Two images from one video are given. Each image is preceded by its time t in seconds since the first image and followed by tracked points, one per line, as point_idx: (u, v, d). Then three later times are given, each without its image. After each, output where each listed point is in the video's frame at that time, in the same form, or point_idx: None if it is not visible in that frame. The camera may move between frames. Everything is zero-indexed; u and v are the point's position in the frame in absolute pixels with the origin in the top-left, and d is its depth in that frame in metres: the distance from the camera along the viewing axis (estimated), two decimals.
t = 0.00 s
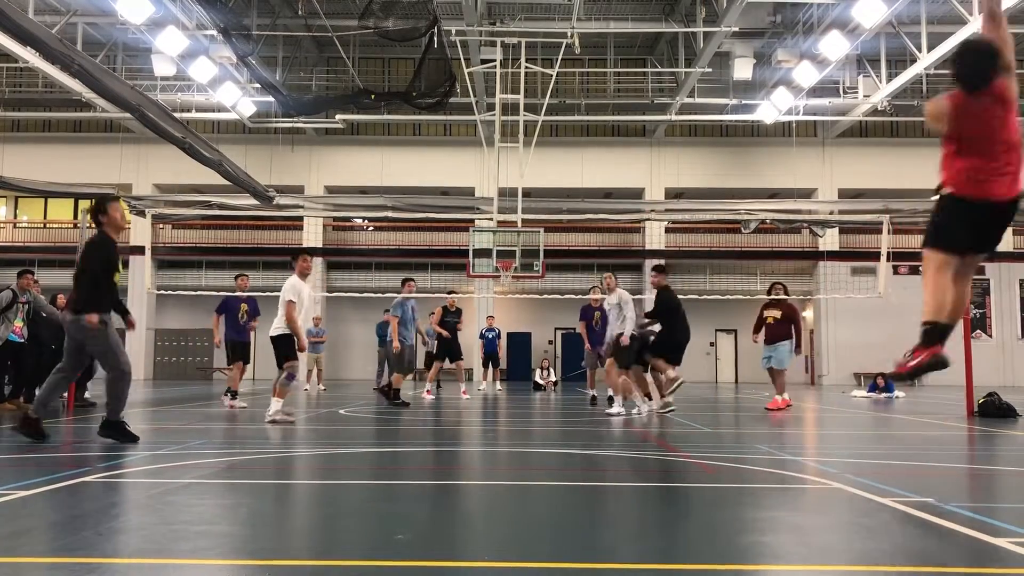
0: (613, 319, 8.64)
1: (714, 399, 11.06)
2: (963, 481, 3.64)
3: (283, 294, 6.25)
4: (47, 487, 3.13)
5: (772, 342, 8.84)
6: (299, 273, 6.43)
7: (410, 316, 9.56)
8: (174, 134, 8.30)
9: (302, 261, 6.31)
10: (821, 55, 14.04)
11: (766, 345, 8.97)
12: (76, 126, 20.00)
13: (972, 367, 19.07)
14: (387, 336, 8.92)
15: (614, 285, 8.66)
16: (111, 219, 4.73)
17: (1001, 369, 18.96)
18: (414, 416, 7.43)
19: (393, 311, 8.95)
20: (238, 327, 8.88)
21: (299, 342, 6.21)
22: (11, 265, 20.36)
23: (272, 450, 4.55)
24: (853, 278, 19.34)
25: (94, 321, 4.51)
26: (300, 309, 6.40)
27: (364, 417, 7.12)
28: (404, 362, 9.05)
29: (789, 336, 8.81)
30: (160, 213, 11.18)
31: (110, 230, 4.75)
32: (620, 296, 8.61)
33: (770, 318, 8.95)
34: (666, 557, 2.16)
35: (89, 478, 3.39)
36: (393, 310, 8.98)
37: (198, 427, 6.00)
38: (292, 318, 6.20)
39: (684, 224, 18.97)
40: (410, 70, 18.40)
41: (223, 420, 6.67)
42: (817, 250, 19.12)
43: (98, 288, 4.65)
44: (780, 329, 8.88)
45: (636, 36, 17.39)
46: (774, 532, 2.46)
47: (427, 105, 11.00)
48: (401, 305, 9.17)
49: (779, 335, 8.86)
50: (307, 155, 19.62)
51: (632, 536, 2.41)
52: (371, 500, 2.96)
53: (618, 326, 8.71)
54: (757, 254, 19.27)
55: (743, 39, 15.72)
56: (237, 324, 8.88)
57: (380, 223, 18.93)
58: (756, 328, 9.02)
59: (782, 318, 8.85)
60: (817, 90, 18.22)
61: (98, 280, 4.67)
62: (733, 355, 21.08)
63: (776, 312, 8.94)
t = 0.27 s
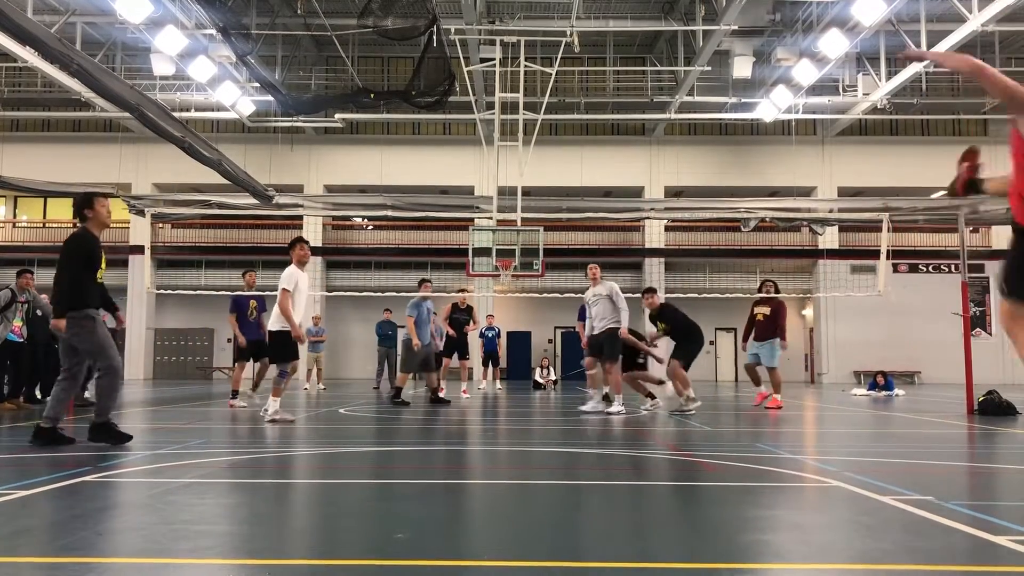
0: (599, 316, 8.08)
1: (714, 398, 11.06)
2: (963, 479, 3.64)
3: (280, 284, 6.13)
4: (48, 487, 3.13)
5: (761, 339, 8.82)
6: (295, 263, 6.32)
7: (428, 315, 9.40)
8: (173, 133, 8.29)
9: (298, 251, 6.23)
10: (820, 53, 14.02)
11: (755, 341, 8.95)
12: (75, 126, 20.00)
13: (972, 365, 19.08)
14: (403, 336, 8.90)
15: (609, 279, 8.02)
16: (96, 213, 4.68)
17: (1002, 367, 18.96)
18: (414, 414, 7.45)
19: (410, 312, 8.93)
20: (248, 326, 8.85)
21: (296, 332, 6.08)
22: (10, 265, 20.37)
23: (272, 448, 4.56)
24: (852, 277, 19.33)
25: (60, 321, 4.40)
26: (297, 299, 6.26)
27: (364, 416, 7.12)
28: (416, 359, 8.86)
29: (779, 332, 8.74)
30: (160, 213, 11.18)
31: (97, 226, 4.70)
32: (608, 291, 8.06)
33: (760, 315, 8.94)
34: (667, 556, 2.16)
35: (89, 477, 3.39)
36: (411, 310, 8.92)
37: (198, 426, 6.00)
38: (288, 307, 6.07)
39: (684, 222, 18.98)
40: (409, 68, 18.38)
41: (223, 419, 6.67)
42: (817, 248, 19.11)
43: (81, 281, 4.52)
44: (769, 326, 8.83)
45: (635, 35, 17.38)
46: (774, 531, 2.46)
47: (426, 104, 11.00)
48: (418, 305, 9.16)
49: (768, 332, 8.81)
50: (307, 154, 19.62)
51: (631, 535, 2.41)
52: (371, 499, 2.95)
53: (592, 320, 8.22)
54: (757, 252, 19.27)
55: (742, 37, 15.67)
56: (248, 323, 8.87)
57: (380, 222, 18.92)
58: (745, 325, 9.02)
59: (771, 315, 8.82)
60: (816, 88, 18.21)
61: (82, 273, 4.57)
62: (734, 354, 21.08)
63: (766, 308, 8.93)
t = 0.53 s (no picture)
0: (576, 317, 7.86)
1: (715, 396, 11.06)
2: (963, 478, 3.64)
3: (281, 283, 6.09)
4: (48, 487, 3.13)
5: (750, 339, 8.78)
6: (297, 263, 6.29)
7: (442, 312, 9.57)
8: (173, 134, 8.29)
9: (301, 251, 6.21)
10: (819, 51, 14.01)
11: (743, 341, 8.92)
12: (75, 126, 20.00)
13: (973, 363, 19.07)
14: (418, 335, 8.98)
15: (592, 283, 7.73)
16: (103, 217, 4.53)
17: (1002, 365, 18.96)
18: (414, 414, 7.45)
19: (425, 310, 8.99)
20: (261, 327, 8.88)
21: (302, 329, 6.01)
22: (10, 266, 20.36)
23: (272, 448, 4.56)
24: (852, 275, 19.33)
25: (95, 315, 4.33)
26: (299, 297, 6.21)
27: (364, 416, 7.13)
28: (428, 356, 9.08)
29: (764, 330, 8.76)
30: (160, 213, 11.18)
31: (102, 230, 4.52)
32: (587, 291, 7.77)
33: (747, 315, 8.89)
34: (667, 556, 2.16)
35: (89, 478, 3.39)
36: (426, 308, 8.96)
37: (199, 426, 6.00)
38: (291, 306, 6.02)
39: (684, 221, 18.98)
40: (408, 68, 18.38)
41: (223, 419, 6.68)
42: (817, 247, 19.11)
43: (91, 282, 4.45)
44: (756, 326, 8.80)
45: (634, 34, 17.39)
46: (775, 530, 2.46)
47: (426, 104, 11.00)
48: (432, 303, 9.22)
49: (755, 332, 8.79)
50: (306, 154, 19.62)
51: (632, 535, 2.40)
52: (372, 499, 2.95)
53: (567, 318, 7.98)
54: (757, 251, 19.27)
55: (742, 35, 15.65)
56: (260, 325, 8.91)
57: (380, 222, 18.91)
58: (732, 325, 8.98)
59: (759, 315, 8.80)
60: (816, 87, 18.21)
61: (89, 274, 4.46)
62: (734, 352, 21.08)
63: (752, 308, 8.91)
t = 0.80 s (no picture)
0: (553, 313, 7.75)
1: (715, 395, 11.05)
2: (964, 477, 3.63)
3: (291, 284, 6.09)
4: (49, 488, 3.13)
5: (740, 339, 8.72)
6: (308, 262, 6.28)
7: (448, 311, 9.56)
8: (174, 134, 8.29)
9: (312, 251, 6.18)
10: (819, 50, 14.00)
11: (732, 340, 8.84)
12: (74, 126, 20.00)
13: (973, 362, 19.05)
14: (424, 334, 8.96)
15: (571, 278, 7.66)
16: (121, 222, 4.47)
17: (1003, 364, 18.94)
18: (414, 414, 7.45)
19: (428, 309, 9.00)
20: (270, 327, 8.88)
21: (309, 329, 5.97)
22: (10, 267, 20.36)
23: (273, 449, 4.56)
24: (852, 274, 19.32)
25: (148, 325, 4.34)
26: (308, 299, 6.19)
27: (365, 417, 7.12)
28: (434, 357, 8.99)
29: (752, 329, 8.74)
30: (159, 213, 11.18)
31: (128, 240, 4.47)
32: (567, 288, 7.74)
33: (735, 315, 8.84)
34: (667, 555, 2.16)
35: (90, 478, 3.39)
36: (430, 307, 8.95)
37: (199, 426, 6.00)
38: (301, 306, 6.01)
39: (684, 220, 18.97)
40: (408, 68, 18.38)
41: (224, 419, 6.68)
42: (817, 246, 19.11)
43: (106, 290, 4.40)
44: (746, 325, 8.76)
45: (634, 33, 17.39)
46: (775, 529, 2.46)
47: (426, 104, 11.00)
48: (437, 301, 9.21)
49: (744, 331, 8.75)
50: (306, 154, 19.61)
51: (632, 534, 2.40)
52: (372, 499, 2.95)
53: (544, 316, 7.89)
54: (757, 250, 19.27)
55: (742, 35, 15.63)
56: (269, 325, 8.90)
57: (380, 222, 18.89)
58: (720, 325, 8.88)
59: (747, 315, 8.76)
60: (816, 85, 18.18)
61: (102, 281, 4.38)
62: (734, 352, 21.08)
63: (740, 308, 8.87)
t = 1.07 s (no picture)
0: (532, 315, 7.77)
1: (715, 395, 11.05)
2: (964, 477, 3.63)
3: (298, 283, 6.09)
4: (49, 488, 3.13)
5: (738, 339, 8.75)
6: (318, 261, 6.25)
7: (448, 313, 9.52)
8: (173, 134, 8.29)
9: (321, 249, 6.13)
10: (819, 50, 14.00)
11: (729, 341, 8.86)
12: (74, 126, 20.00)
13: (973, 362, 19.06)
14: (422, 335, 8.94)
15: (552, 283, 7.63)
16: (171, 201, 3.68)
17: (1002, 364, 18.94)
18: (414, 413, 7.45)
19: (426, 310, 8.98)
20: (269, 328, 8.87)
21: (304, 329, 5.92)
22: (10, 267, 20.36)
23: (273, 449, 4.56)
24: (852, 274, 19.32)
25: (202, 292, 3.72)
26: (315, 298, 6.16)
27: (364, 417, 7.12)
28: (433, 358, 9.00)
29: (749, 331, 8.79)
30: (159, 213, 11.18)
31: (172, 215, 3.72)
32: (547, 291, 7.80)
33: (733, 315, 8.84)
34: (667, 556, 2.16)
35: (90, 479, 3.39)
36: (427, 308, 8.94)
37: (199, 426, 6.00)
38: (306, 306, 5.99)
39: (684, 220, 18.98)
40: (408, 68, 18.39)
41: (224, 419, 6.67)
42: (817, 246, 19.13)
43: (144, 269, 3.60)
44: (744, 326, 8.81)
45: (633, 33, 17.41)
46: (776, 530, 2.46)
47: (425, 104, 10.99)
48: (435, 303, 9.20)
49: (742, 331, 8.78)
50: (306, 154, 19.61)
51: (632, 534, 2.40)
52: (372, 500, 2.95)
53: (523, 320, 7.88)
54: (757, 250, 19.29)
55: (742, 35, 15.62)
56: (268, 326, 8.89)
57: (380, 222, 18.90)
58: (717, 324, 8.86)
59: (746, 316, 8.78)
60: (815, 86, 18.18)
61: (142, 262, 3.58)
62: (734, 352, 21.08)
63: (739, 308, 8.88)
